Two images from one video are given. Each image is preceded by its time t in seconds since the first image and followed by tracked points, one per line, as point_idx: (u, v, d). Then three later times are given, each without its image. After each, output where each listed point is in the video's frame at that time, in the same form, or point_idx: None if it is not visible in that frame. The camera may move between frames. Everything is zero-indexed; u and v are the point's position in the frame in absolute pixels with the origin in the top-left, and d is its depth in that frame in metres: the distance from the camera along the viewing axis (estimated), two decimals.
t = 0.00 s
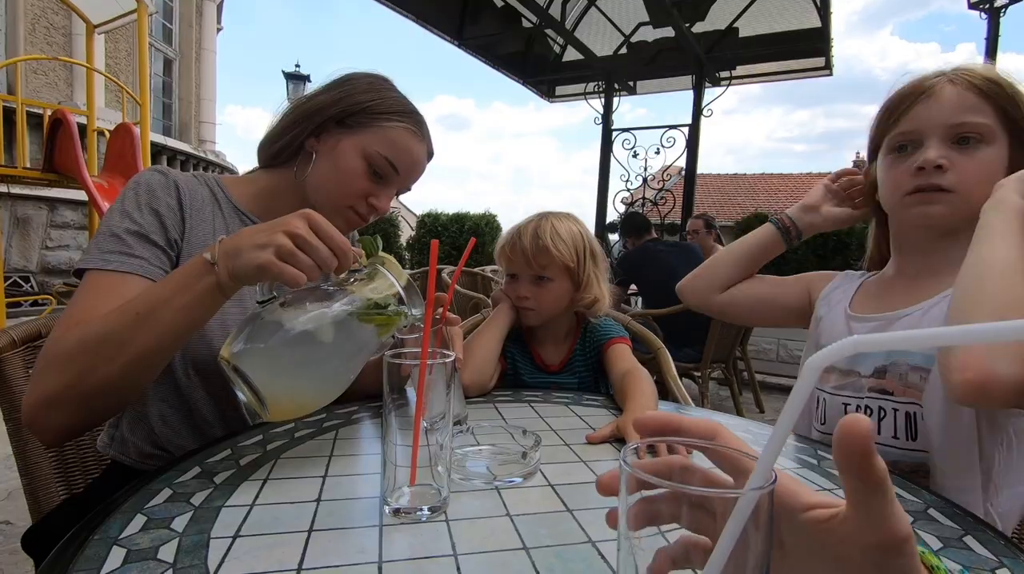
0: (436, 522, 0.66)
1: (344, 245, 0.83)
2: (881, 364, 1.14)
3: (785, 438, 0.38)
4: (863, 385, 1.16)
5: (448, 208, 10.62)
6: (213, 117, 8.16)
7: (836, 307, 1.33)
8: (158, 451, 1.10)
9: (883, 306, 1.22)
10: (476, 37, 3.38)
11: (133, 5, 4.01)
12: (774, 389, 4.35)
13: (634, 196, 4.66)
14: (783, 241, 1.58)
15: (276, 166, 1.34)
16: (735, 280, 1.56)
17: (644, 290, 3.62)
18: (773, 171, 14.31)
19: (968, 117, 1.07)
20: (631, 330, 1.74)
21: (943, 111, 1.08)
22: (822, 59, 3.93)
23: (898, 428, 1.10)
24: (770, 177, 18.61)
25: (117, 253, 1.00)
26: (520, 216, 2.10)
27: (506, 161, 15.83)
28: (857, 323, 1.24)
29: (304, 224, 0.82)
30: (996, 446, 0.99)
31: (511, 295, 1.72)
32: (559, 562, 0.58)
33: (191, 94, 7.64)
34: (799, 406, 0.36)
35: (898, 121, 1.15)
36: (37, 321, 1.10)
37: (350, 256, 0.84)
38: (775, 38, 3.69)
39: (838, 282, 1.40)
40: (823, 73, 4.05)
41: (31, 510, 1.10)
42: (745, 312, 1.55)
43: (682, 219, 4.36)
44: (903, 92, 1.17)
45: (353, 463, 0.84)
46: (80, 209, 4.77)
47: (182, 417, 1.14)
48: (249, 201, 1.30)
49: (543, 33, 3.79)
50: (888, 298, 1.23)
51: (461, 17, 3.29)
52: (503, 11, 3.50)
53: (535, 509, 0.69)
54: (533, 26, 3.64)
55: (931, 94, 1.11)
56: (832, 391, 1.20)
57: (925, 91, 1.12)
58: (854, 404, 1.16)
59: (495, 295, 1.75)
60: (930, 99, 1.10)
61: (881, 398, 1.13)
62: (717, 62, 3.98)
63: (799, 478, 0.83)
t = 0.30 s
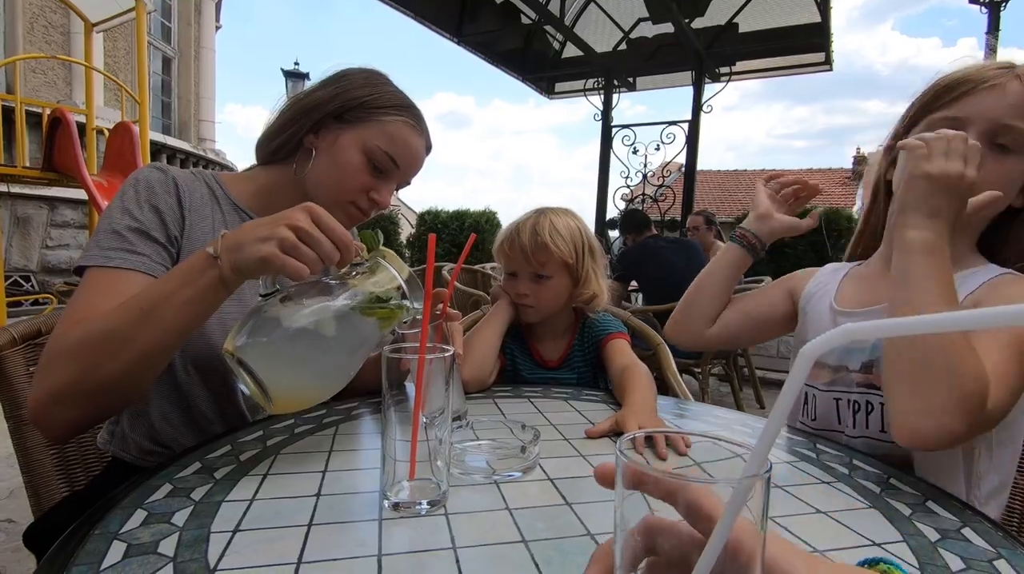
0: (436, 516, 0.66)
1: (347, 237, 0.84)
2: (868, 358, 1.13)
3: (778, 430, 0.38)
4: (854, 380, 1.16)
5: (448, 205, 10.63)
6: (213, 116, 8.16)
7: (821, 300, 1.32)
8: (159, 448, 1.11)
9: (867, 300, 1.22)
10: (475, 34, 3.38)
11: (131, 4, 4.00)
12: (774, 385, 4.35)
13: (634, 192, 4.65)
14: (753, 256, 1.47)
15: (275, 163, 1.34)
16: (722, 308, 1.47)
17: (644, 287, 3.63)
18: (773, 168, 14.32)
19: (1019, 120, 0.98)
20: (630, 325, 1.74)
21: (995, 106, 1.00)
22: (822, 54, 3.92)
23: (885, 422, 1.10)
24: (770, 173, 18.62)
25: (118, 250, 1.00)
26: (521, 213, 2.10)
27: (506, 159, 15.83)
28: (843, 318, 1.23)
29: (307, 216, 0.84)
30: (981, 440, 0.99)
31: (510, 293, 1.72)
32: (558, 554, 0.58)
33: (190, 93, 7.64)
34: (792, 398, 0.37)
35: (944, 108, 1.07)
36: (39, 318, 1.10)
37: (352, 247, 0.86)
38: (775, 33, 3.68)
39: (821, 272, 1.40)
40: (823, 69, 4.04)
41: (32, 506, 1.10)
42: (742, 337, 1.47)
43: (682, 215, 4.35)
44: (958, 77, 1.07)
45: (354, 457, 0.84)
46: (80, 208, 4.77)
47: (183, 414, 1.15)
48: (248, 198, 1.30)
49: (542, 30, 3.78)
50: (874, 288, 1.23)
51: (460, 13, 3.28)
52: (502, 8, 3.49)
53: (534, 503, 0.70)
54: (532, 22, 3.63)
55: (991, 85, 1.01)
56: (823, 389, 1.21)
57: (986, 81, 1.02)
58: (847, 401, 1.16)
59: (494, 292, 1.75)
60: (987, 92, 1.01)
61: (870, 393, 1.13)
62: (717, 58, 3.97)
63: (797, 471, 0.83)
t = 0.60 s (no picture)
0: (435, 515, 0.67)
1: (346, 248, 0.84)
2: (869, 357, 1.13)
3: (773, 428, 0.38)
4: (854, 378, 1.16)
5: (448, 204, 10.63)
6: (213, 115, 8.15)
7: (820, 298, 1.32)
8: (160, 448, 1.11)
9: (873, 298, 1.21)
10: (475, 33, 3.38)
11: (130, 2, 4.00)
12: (773, 384, 4.36)
13: (634, 192, 4.65)
14: (739, 271, 1.43)
15: (275, 163, 1.34)
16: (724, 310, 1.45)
17: (644, 286, 3.62)
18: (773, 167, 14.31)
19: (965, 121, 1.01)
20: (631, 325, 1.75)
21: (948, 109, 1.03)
22: (822, 54, 3.91)
23: (883, 419, 1.11)
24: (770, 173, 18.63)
25: (119, 255, 1.00)
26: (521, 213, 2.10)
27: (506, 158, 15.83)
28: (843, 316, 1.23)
29: (304, 228, 0.83)
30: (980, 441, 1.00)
31: (512, 293, 1.72)
32: (557, 554, 0.58)
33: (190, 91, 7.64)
34: (786, 396, 0.37)
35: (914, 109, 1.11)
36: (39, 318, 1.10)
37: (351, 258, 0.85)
38: (775, 33, 3.68)
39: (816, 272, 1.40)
40: (823, 68, 4.05)
41: (32, 505, 1.10)
42: (748, 347, 1.47)
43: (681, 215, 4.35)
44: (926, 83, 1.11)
45: (354, 456, 0.84)
46: (79, 207, 4.77)
47: (183, 414, 1.15)
48: (246, 198, 1.29)
49: (542, 29, 3.78)
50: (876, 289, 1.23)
51: (460, 12, 3.28)
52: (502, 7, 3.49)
53: (533, 502, 0.70)
54: (532, 21, 3.63)
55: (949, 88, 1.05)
56: (821, 385, 1.21)
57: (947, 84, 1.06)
58: (845, 399, 1.16)
59: (495, 292, 1.76)
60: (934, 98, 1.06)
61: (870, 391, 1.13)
62: (717, 57, 3.96)
63: (794, 470, 0.83)
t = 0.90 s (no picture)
0: (435, 519, 0.67)
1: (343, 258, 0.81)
2: (874, 364, 1.13)
3: (773, 433, 0.38)
4: (856, 385, 1.16)
5: (448, 205, 10.63)
6: (213, 115, 8.15)
7: (822, 303, 1.32)
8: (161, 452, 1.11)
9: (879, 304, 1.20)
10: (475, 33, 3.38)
11: (130, 3, 4.00)
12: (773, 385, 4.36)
13: (634, 192, 4.66)
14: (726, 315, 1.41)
15: (272, 165, 1.34)
16: (730, 319, 1.44)
17: (643, 287, 3.62)
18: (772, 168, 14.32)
19: (922, 119, 1.07)
20: (630, 327, 1.75)
21: (902, 114, 1.10)
22: (821, 54, 3.92)
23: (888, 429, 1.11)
24: (771, 174, 18.64)
25: (121, 268, 1.01)
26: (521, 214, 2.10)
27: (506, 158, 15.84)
28: (849, 324, 1.23)
29: (300, 243, 0.81)
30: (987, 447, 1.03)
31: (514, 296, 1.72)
32: (556, 558, 0.59)
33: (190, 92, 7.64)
34: (787, 402, 0.37)
35: (883, 115, 1.17)
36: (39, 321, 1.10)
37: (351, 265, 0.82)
38: (774, 34, 3.68)
39: (816, 275, 1.40)
40: (823, 69, 4.06)
41: (33, 507, 1.11)
42: (750, 355, 1.50)
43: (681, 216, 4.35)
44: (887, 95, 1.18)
45: (355, 460, 0.85)
46: (79, 207, 4.77)
47: (184, 417, 1.15)
48: (248, 201, 1.31)
49: (542, 30, 3.78)
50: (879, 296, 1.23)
51: (460, 12, 3.29)
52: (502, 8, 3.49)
53: (534, 506, 0.70)
54: (532, 22, 3.63)
55: (900, 96, 1.12)
56: (822, 391, 1.21)
57: (898, 92, 1.13)
58: (847, 406, 1.16)
59: (495, 293, 1.76)
60: (895, 102, 1.13)
61: (873, 399, 1.13)
62: (717, 58, 3.97)
63: (795, 474, 0.83)
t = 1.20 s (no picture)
0: (429, 520, 0.67)
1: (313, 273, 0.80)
2: (872, 372, 1.14)
3: (760, 430, 0.39)
4: (854, 394, 1.16)
5: (448, 205, 10.63)
6: (212, 116, 8.15)
7: (814, 310, 1.31)
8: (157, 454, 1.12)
9: (869, 310, 1.20)
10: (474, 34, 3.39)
11: (129, 4, 4.01)
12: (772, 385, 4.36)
13: (633, 193, 4.66)
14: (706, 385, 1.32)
15: (257, 165, 1.34)
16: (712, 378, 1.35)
17: (643, 288, 3.62)
18: (772, 168, 14.33)
19: (897, 111, 1.12)
20: (627, 327, 1.76)
21: (875, 111, 1.15)
22: (820, 54, 3.93)
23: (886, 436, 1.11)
24: (770, 174, 18.64)
25: (117, 294, 1.03)
26: (520, 214, 2.11)
27: (505, 158, 15.84)
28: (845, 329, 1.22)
29: (271, 275, 0.79)
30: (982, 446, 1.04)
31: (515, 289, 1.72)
32: (549, 559, 0.59)
33: (190, 92, 7.65)
34: (771, 401, 0.38)
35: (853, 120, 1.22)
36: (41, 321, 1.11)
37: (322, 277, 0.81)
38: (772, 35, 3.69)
39: (806, 278, 1.41)
40: (822, 69, 4.06)
41: (31, 508, 1.11)
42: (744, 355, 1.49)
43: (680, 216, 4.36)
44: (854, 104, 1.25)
45: (350, 461, 0.85)
46: (77, 208, 4.77)
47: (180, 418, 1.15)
48: (236, 205, 1.30)
49: (540, 31, 3.79)
50: (874, 299, 1.21)
51: (458, 13, 3.29)
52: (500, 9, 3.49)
53: (529, 506, 0.70)
54: (530, 23, 3.64)
55: (867, 99, 1.19)
56: (818, 395, 1.22)
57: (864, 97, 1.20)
58: (844, 411, 1.17)
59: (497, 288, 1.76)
60: (864, 104, 1.19)
61: (870, 405, 1.13)
62: (715, 58, 3.97)
63: (791, 474, 0.83)
